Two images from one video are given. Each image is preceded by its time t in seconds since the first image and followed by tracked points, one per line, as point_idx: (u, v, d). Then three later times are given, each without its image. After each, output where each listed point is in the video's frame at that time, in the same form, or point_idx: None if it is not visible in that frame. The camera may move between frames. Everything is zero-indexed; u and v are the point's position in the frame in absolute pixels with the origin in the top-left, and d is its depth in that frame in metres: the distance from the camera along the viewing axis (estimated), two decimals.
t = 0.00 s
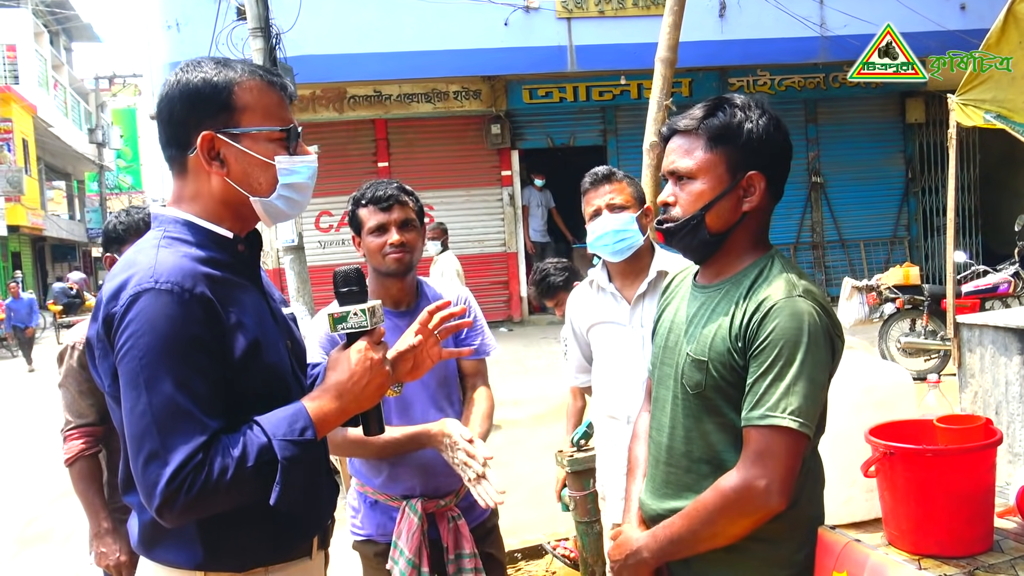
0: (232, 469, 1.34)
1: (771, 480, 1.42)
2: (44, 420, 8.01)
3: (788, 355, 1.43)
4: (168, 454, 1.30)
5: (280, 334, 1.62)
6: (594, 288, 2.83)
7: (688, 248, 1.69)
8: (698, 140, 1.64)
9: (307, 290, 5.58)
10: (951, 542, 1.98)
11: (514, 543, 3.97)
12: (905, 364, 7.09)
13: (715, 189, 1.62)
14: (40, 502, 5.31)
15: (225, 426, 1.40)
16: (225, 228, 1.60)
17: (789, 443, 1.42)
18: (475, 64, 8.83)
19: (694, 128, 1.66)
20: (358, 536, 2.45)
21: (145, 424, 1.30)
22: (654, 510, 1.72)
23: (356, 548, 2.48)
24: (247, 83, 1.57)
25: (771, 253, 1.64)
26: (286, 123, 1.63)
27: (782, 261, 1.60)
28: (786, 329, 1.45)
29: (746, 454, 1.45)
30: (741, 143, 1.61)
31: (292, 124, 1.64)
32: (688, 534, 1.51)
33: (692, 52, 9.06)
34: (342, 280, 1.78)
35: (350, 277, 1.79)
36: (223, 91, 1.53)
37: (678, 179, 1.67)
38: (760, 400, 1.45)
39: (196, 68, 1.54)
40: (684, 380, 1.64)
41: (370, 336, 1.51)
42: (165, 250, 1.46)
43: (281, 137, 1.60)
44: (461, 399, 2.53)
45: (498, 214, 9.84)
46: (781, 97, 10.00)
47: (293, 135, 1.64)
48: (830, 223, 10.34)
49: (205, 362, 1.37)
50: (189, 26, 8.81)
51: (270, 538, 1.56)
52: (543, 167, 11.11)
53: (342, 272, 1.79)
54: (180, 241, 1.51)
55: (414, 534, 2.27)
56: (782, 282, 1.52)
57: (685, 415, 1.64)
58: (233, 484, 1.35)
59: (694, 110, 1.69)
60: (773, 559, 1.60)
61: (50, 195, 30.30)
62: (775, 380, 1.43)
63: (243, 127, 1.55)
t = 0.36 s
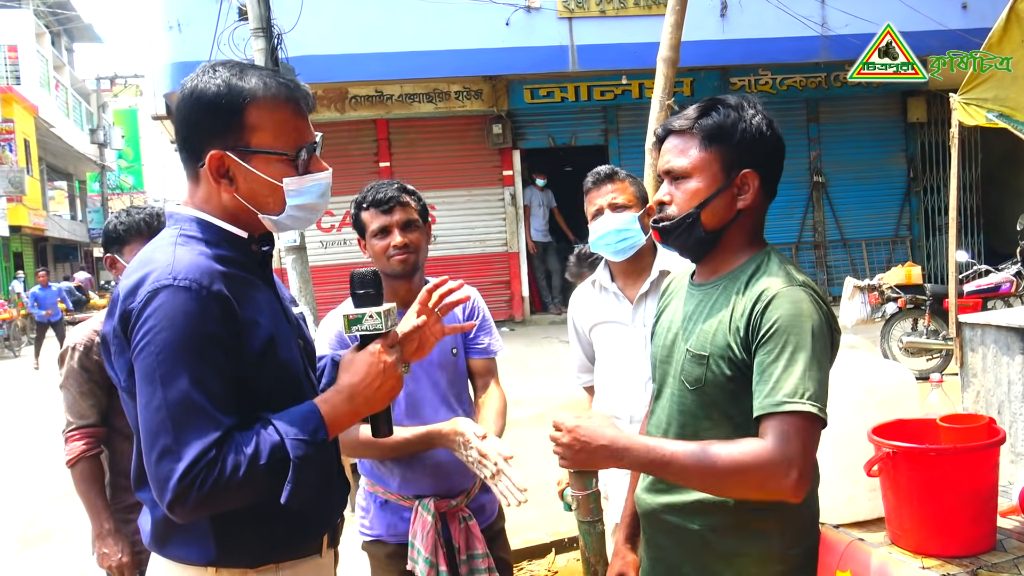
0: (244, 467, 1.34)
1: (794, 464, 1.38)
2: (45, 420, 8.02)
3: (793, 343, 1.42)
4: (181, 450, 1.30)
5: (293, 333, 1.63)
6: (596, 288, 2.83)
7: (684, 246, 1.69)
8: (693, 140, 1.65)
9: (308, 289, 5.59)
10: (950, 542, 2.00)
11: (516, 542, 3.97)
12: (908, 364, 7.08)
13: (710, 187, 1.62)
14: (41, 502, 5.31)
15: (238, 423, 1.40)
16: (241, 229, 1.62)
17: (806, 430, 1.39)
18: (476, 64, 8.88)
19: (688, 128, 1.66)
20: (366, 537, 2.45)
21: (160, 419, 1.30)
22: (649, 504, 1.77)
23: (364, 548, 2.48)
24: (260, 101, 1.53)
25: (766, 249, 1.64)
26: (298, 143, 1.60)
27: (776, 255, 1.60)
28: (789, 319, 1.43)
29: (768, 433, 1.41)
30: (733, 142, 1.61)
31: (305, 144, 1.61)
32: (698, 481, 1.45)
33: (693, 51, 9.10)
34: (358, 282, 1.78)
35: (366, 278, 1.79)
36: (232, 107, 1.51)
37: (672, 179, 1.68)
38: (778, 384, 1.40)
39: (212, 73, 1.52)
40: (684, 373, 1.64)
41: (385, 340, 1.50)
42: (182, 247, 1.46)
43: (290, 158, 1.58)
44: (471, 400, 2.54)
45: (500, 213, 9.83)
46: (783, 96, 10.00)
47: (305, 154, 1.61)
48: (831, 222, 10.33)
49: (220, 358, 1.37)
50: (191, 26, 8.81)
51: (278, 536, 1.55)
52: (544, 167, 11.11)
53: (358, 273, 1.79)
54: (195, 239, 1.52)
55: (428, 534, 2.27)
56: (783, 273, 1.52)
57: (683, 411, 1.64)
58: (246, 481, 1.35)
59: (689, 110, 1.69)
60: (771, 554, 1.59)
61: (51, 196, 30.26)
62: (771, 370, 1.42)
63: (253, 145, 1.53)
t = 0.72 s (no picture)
0: (222, 481, 1.35)
1: (838, 462, 1.38)
2: (47, 420, 8.04)
3: (792, 346, 1.42)
4: (162, 463, 1.32)
5: (293, 337, 1.62)
6: (598, 287, 2.83)
7: (679, 247, 1.70)
8: (690, 141, 1.64)
9: (310, 288, 5.61)
10: (953, 541, 2.00)
11: (519, 541, 3.98)
12: (910, 362, 7.08)
13: (707, 187, 1.63)
14: (44, 502, 5.33)
15: (222, 435, 1.41)
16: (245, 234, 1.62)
17: (831, 424, 1.39)
18: (477, 64, 8.87)
19: (686, 130, 1.66)
20: (374, 536, 2.45)
21: (142, 431, 1.33)
22: (647, 502, 1.77)
23: (371, 547, 2.48)
24: (272, 105, 1.53)
25: (758, 249, 1.65)
26: (304, 156, 1.56)
27: (768, 254, 1.60)
28: (785, 319, 1.44)
29: (799, 437, 1.39)
30: (730, 143, 1.62)
31: (306, 158, 1.56)
32: (783, 537, 1.36)
33: (694, 51, 9.10)
34: (351, 295, 1.57)
35: (360, 290, 1.58)
36: (243, 108, 1.53)
37: (669, 178, 1.67)
38: (792, 387, 1.40)
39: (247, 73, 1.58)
40: (676, 375, 1.65)
41: (376, 356, 1.50)
42: (176, 257, 1.47)
43: (283, 167, 1.54)
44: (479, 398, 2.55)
45: (501, 213, 9.84)
46: (784, 95, 10.00)
47: (304, 168, 1.56)
48: (833, 221, 10.33)
49: (206, 370, 1.37)
50: (192, 27, 8.82)
51: (272, 542, 1.56)
52: (546, 166, 11.11)
53: (352, 285, 1.59)
54: (195, 245, 1.52)
55: (437, 531, 2.28)
56: (776, 277, 1.51)
57: (676, 409, 1.66)
58: (222, 497, 1.36)
59: (686, 110, 1.69)
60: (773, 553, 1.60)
61: (52, 196, 30.24)
62: (776, 370, 1.43)
63: (253, 147, 1.53)
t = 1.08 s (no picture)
0: (214, 479, 1.36)
1: (834, 463, 1.40)
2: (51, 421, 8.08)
3: (797, 346, 1.42)
4: (154, 459, 1.33)
5: (295, 335, 1.63)
6: (601, 286, 2.83)
7: (714, 268, 1.66)
8: (702, 150, 1.60)
9: (313, 288, 5.64)
10: (956, 538, 2.02)
11: (522, 540, 4.00)
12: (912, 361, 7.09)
13: (732, 202, 1.61)
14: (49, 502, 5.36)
15: (216, 432, 1.41)
16: (244, 232, 1.62)
17: (832, 424, 1.39)
18: (478, 64, 8.86)
19: (700, 138, 1.60)
20: (377, 534, 2.45)
21: (137, 426, 1.34)
22: (654, 501, 1.79)
23: (375, 546, 2.49)
24: (265, 97, 1.54)
25: (764, 247, 1.64)
26: (307, 140, 1.60)
27: (773, 254, 1.60)
28: (788, 319, 1.44)
29: (800, 440, 1.40)
30: (745, 151, 1.61)
31: (308, 142, 1.60)
32: (803, 551, 1.38)
33: (695, 50, 9.09)
34: (353, 294, 1.59)
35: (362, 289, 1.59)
36: (238, 103, 1.54)
37: (695, 196, 1.61)
38: (797, 387, 1.40)
39: (225, 71, 1.56)
40: (683, 375, 1.66)
41: (376, 355, 1.50)
42: (176, 253, 1.48)
43: (290, 155, 1.57)
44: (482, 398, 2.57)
45: (503, 212, 9.85)
46: (786, 94, 10.00)
47: (308, 153, 1.60)
48: (835, 220, 10.33)
49: (203, 367, 1.38)
50: (194, 27, 8.84)
51: (275, 541, 1.57)
52: (548, 166, 11.11)
53: (356, 284, 1.60)
54: (196, 243, 1.53)
55: (437, 529, 2.28)
56: (779, 275, 1.52)
57: (683, 409, 1.67)
58: (214, 493, 1.36)
59: (689, 112, 1.65)
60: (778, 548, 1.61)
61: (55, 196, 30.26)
62: (780, 370, 1.44)
63: (255, 141, 1.55)
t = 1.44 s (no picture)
0: (214, 480, 1.36)
1: (851, 460, 1.39)
2: (53, 421, 8.09)
3: (805, 346, 1.42)
4: (153, 461, 1.33)
5: (289, 334, 1.63)
6: (601, 285, 2.83)
7: (717, 269, 1.64)
8: (691, 148, 1.60)
9: (314, 288, 5.66)
10: (956, 538, 2.05)
11: (524, 539, 4.00)
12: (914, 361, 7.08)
13: (738, 207, 1.61)
14: (52, 500, 5.39)
15: (215, 433, 1.42)
16: (233, 229, 1.62)
17: (847, 422, 1.39)
18: (479, 63, 8.82)
19: (703, 142, 1.59)
20: (377, 533, 2.45)
21: (134, 429, 1.34)
22: (657, 500, 1.78)
23: (374, 544, 2.49)
24: (239, 79, 1.56)
25: (766, 248, 1.64)
26: (286, 114, 1.64)
27: (775, 254, 1.60)
28: (796, 319, 1.44)
29: (816, 438, 1.40)
30: (749, 151, 1.61)
31: (289, 115, 1.64)
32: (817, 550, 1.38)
33: (696, 49, 9.07)
34: (348, 294, 1.60)
35: (358, 289, 1.61)
36: (211, 91, 1.53)
37: (701, 200, 1.60)
38: (808, 387, 1.41)
39: (188, 68, 1.55)
40: (686, 377, 1.66)
41: (373, 353, 1.51)
42: (168, 255, 1.47)
43: (279, 130, 1.61)
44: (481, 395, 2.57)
45: (504, 212, 9.85)
46: (788, 93, 9.98)
47: (292, 126, 1.65)
48: (837, 220, 10.31)
49: (198, 369, 1.38)
50: (195, 27, 8.85)
51: (273, 540, 1.57)
52: (549, 165, 11.10)
53: (350, 284, 1.62)
54: (186, 244, 1.53)
55: (438, 528, 2.29)
56: (782, 275, 1.52)
57: (687, 411, 1.67)
58: (214, 494, 1.37)
59: (691, 114, 1.64)
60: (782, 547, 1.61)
61: (57, 196, 30.27)
62: (790, 371, 1.44)
63: (240, 125, 1.56)
